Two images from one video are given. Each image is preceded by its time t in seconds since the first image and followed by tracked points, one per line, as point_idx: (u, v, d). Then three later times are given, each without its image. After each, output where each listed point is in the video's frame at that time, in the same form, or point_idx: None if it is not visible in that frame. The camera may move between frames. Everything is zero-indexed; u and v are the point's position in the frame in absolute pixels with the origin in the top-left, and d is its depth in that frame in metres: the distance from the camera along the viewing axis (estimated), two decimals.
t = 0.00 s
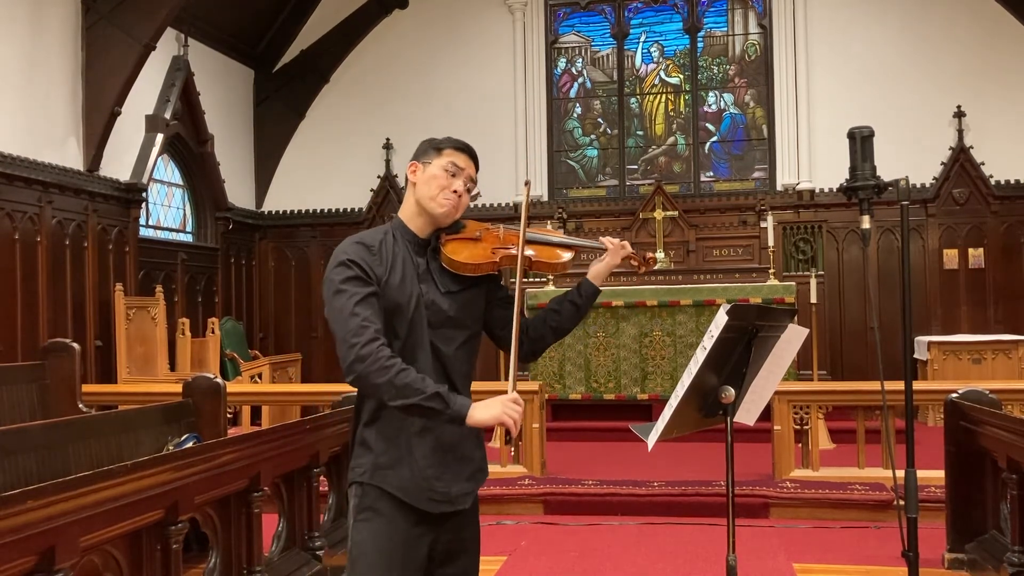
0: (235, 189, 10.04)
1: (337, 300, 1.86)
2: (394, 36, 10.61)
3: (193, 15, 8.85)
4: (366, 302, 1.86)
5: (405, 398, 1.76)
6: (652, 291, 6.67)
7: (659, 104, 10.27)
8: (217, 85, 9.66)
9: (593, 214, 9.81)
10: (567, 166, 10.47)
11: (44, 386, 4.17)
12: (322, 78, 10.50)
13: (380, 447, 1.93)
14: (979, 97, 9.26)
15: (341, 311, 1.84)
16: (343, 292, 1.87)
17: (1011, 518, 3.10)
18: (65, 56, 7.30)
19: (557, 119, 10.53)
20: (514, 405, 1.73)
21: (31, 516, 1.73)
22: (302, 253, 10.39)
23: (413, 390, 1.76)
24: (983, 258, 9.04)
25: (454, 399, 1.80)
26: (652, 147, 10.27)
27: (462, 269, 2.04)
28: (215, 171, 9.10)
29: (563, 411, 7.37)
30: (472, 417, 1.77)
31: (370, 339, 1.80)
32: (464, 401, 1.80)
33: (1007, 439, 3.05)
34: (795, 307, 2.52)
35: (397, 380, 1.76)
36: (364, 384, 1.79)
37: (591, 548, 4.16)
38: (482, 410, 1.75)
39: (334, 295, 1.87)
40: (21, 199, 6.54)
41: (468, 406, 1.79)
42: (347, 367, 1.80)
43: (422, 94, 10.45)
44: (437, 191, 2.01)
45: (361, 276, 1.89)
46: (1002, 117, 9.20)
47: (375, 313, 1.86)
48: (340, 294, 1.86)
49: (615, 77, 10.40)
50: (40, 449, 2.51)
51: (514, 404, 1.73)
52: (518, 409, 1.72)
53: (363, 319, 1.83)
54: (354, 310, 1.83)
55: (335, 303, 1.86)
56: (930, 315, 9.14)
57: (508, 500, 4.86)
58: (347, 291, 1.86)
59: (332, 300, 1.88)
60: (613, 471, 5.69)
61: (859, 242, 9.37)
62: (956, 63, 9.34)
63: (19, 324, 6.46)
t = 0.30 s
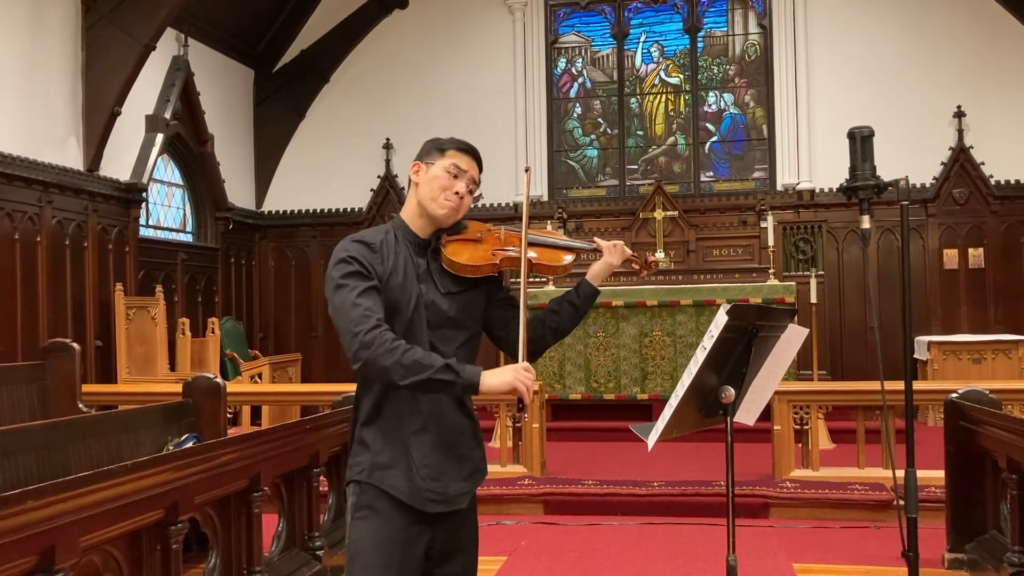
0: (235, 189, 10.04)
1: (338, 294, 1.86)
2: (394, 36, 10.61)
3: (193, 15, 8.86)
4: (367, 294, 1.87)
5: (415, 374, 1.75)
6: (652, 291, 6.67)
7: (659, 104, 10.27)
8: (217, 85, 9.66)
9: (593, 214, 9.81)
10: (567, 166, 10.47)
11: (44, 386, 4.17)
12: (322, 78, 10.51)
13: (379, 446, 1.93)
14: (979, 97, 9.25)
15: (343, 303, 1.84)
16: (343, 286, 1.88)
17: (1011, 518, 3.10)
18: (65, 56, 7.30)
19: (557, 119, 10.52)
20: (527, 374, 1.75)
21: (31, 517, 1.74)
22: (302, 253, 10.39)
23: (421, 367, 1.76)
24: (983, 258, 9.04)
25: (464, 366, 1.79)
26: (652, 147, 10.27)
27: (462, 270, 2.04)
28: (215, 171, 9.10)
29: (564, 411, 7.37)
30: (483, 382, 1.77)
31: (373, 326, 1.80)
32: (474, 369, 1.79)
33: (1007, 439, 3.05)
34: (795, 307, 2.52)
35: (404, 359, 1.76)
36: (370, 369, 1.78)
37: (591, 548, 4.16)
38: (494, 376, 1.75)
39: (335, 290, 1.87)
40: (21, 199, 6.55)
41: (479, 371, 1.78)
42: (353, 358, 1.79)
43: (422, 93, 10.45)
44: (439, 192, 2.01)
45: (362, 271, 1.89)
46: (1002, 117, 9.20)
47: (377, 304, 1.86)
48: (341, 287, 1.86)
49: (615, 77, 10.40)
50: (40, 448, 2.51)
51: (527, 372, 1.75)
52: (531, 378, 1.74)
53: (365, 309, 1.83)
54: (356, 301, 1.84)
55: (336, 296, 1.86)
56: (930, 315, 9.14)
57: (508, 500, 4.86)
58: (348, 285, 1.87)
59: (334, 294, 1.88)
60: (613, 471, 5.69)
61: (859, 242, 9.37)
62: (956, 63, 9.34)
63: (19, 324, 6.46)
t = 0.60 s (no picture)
0: (235, 189, 10.04)
1: (331, 281, 1.89)
2: (394, 36, 10.61)
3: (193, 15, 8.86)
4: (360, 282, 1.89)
5: (409, 342, 1.75)
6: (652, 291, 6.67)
7: (659, 104, 10.27)
8: (217, 85, 9.66)
9: (593, 214, 9.82)
10: (567, 166, 10.48)
11: (44, 386, 4.17)
12: (322, 78, 10.51)
13: (363, 448, 1.93)
14: (979, 97, 9.25)
15: (335, 287, 1.87)
16: (337, 275, 1.91)
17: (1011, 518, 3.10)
18: (65, 56, 7.30)
19: (557, 119, 10.52)
20: (518, 346, 1.77)
21: (32, 517, 1.74)
22: (302, 253, 10.39)
23: (412, 334, 1.75)
24: (983, 258, 9.04)
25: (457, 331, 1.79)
26: (652, 147, 10.27)
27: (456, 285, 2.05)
28: (215, 171, 9.10)
29: (564, 411, 7.37)
30: (475, 344, 1.76)
31: (364, 305, 1.81)
32: (467, 332, 1.79)
33: (1007, 439, 3.05)
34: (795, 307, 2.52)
35: (396, 328, 1.76)
36: (360, 343, 1.77)
37: (591, 548, 4.16)
38: (487, 340, 1.76)
39: (329, 277, 1.91)
40: (22, 199, 6.55)
41: (471, 335, 1.78)
42: (345, 334, 1.79)
43: (422, 93, 10.44)
44: (440, 205, 1.99)
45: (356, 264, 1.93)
46: (1002, 117, 9.20)
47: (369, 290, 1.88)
48: (334, 275, 1.90)
49: (615, 77, 10.40)
50: (40, 448, 2.51)
51: (517, 343, 1.77)
52: (521, 348, 1.76)
53: (357, 291, 1.85)
54: (348, 285, 1.86)
55: (329, 284, 1.89)
56: (930, 315, 9.14)
57: (508, 500, 4.86)
58: (341, 273, 1.90)
59: (327, 283, 1.91)
60: (612, 471, 5.69)
61: (859, 242, 9.37)
62: (956, 63, 9.34)
63: (19, 325, 6.46)
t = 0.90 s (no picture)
0: (235, 189, 10.04)
1: (328, 283, 1.87)
2: (394, 36, 10.61)
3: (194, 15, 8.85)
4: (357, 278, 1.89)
5: (420, 291, 1.79)
6: (651, 291, 6.67)
7: (659, 104, 10.27)
8: (217, 85, 9.66)
9: (593, 214, 9.83)
10: (567, 165, 10.47)
11: (44, 386, 4.17)
12: (322, 78, 10.50)
13: (338, 454, 1.91)
14: (979, 97, 9.25)
15: (336, 285, 1.86)
16: (333, 277, 1.89)
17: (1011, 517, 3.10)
18: (65, 56, 7.30)
19: (557, 119, 10.52)
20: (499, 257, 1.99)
21: (32, 517, 1.74)
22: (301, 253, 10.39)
23: (419, 286, 1.79)
24: (983, 258, 9.04)
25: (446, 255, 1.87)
26: (652, 147, 10.27)
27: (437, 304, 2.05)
28: (215, 171, 9.09)
29: (563, 411, 7.37)
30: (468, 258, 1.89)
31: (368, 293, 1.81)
32: (454, 252, 1.89)
33: (1007, 439, 3.05)
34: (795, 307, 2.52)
35: (403, 288, 1.79)
36: (385, 327, 1.78)
37: (591, 548, 4.16)
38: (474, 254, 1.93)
39: (325, 280, 1.88)
40: (22, 199, 6.55)
41: (459, 252, 1.89)
42: (366, 321, 1.79)
43: (422, 93, 10.44)
44: (421, 225, 1.95)
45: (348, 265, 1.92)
46: (1002, 117, 9.19)
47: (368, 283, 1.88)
48: (331, 277, 1.88)
49: (615, 77, 10.40)
50: (40, 448, 2.51)
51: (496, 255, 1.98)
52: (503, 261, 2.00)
53: (359, 283, 1.85)
54: (349, 280, 1.85)
55: (327, 285, 1.87)
56: (931, 314, 9.13)
57: (507, 500, 4.86)
58: (337, 274, 1.89)
59: (322, 286, 1.89)
60: (612, 471, 5.69)
61: (859, 242, 9.37)
62: (956, 63, 9.33)
63: (19, 325, 6.46)
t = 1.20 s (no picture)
0: (235, 189, 10.05)
1: (287, 299, 1.84)
2: (394, 36, 10.61)
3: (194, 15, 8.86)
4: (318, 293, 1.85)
5: (376, 324, 1.73)
6: (651, 291, 6.67)
7: (659, 104, 10.28)
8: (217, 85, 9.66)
9: (593, 214, 9.84)
10: (567, 165, 10.47)
11: (44, 385, 4.17)
12: (322, 78, 10.50)
13: (319, 469, 1.91)
14: (979, 96, 9.25)
15: (293, 304, 1.82)
16: (293, 291, 1.86)
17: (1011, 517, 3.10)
18: (65, 56, 7.30)
19: (557, 119, 10.52)
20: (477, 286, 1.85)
21: (31, 517, 1.73)
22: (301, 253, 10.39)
23: (374, 320, 1.73)
24: (983, 258, 9.04)
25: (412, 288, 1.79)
26: (652, 147, 10.27)
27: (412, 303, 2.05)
28: (215, 171, 9.09)
29: (563, 412, 7.37)
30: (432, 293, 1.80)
31: (324, 316, 1.77)
32: (421, 287, 1.80)
33: (1007, 439, 3.05)
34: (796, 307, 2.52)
35: (358, 319, 1.73)
36: (332, 354, 1.73)
37: (590, 548, 4.16)
38: (444, 287, 1.81)
39: (285, 295, 1.86)
40: (21, 199, 6.55)
41: (426, 286, 1.80)
42: (314, 345, 1.74)
43: (422, 93, 10.45)
44: (397, 221, 1.95)
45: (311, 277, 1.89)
46: (1002, 117, 9.19)
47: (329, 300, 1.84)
48: (291, 292, 1.85)
49: (615, 77, 10.41)
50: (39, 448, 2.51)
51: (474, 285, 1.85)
52: (479, 290, 1.84)
53: (316, 304, 1.81)
54: (306, 300, 1.81)
55: (286, 302, 1.84)
56: (931, 314, 9.14)
57: (507, 500, 4.86)
58: (297, 289, 1.85)
59: (283, 301, 1.86)
60: (612, 471, 5.69)
61: (859, 242, 9.37)
62: (955, 63, 9.34)
63: (19, 325, 6.46)
